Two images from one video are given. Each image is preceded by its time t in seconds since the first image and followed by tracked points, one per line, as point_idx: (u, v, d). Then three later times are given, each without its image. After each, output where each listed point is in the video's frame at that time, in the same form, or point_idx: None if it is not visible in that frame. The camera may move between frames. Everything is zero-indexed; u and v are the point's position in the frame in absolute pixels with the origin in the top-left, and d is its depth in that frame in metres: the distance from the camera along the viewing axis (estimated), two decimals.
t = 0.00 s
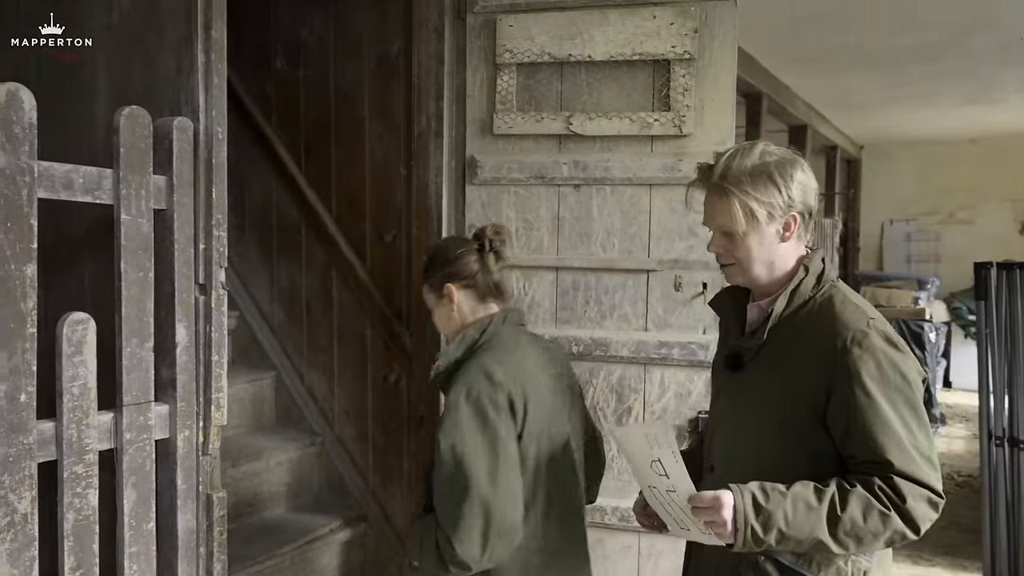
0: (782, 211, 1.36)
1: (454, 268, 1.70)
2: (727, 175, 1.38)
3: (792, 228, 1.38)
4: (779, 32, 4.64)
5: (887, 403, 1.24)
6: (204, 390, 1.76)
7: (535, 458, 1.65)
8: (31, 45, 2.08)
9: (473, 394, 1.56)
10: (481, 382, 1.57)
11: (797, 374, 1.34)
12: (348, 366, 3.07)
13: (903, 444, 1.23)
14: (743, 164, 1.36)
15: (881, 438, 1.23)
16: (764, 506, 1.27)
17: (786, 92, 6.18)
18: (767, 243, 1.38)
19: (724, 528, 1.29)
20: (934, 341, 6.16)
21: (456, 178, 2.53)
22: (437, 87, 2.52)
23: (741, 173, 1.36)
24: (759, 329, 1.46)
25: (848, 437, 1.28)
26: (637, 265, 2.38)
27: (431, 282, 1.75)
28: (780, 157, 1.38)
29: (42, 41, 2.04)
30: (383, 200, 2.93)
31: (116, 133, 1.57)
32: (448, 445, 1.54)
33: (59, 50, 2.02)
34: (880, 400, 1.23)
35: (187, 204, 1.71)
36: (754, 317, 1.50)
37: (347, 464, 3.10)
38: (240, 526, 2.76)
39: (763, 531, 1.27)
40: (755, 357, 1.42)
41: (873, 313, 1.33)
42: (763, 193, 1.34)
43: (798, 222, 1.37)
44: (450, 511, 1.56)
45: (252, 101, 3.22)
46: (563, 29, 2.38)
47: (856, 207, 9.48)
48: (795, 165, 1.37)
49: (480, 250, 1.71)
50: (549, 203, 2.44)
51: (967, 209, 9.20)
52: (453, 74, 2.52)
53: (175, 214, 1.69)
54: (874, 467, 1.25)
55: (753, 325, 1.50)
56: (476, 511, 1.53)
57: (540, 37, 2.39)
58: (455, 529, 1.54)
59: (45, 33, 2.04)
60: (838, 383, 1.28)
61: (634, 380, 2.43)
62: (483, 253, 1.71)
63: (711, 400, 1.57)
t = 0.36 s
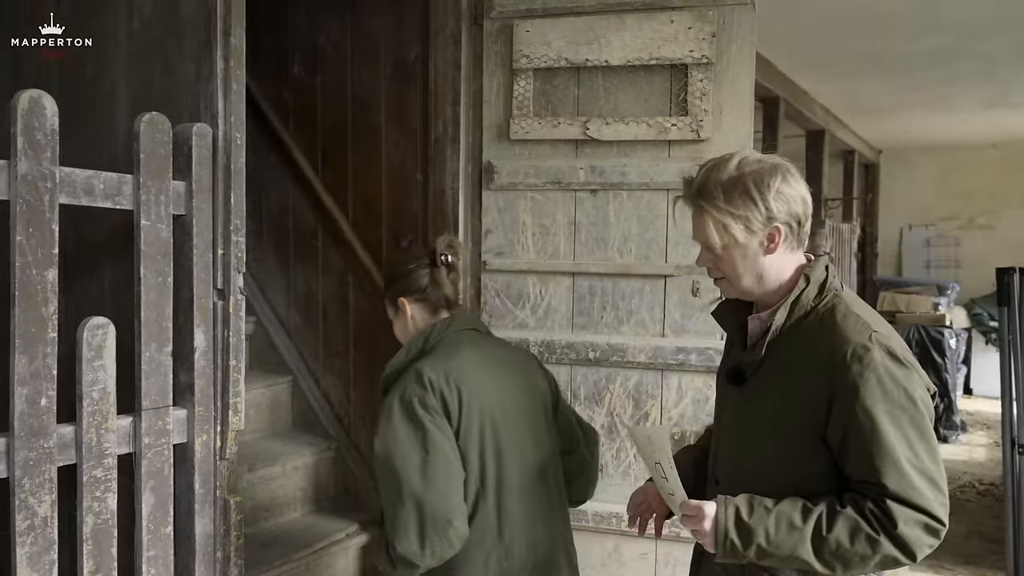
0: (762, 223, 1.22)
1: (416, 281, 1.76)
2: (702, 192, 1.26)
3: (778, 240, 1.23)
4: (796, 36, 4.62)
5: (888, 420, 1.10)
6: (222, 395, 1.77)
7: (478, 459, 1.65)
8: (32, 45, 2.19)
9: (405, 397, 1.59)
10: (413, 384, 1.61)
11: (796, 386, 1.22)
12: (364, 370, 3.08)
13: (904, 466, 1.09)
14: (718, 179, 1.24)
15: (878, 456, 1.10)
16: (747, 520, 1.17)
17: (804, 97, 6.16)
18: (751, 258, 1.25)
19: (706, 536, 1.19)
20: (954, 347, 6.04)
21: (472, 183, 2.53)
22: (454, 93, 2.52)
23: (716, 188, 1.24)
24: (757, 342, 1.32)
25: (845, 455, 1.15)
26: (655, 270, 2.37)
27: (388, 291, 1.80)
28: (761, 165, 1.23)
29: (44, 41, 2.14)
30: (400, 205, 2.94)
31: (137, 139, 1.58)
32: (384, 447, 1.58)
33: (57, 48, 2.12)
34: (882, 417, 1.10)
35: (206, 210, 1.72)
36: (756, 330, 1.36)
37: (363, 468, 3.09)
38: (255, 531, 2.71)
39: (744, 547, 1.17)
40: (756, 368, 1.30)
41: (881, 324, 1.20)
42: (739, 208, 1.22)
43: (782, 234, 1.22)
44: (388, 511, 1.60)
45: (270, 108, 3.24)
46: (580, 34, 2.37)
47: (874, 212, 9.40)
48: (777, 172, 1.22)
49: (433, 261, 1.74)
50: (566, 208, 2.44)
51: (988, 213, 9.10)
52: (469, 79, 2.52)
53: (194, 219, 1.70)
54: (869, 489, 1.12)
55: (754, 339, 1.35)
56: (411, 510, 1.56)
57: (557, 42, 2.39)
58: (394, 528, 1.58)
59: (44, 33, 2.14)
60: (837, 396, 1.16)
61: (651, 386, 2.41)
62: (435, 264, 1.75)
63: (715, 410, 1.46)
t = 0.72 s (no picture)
0: (710, 236, 1.25)
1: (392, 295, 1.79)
2: (653, 211, 1.30)
3: (728, 252, 1.26)
4: (807, 41, 4.62)
5: (840, 426, 1.11)
6: (235, 401, 1.77)
7: (442, 459, 1.73)
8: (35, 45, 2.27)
9: (372, 402, 1.66)
10: (380, 391, 1.68)
11: (755, 393, 1.23)
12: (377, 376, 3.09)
13: (853, 472, 1.10)
14: (666, 197, 1.28)
15: (827, 462, 1.11)
16: (702, 522, 1.22)
17: (815, 102, 6.14)
18: (704, 271, 1.28)
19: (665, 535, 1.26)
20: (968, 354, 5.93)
21: (484, 189, 2.53)
22: (466, 100, 2.53)
23: (663, 207, 1.28)
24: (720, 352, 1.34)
25: (800, 460, 1.16)
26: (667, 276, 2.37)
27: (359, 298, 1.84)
28: (707, 182, 1.27)
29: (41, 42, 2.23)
30: (412, 212, 2.95)
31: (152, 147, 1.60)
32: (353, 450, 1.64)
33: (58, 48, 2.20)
34: (832, 423, 1.11)
35: (220, 217, 1.73)
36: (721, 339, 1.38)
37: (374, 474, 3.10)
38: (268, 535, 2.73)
39: (697, 546, 1.22)
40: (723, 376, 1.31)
41: (838, 330, 1.20)
42: (685, 224, 1.25)
43: (732, 245, 1.25)
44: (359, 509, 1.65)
45: (282, 114, 3.25)
46: (592, 41, 2.37)
47: (887, 217, 9.36)
48: (722, 187, 1.25)
49: (408, 282, 1.79)
50: (578, 214, 2.44)
51: (1002, 219, 9.03)
52: (481, 86, 2.53)
53: (209, 226, 1.71)
54: (821, 494, 1.13)
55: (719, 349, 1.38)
56: (383, 504, 1.63)
57: (569, 49, 2.39)
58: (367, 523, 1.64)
59: (45, 33, 2.22)
60: (790, 402, 1.17)
61: (663, 393, 2.41)
62: (410, 286, 1.80)
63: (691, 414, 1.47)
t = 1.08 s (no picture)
0: (662, 234, 1.33)
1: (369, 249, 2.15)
2: (610, 213, 1.39)
3: (680, 248, 1.34)
4: (819, 48, 4.60)
5: (788, 406, 1.20)
6: (249, 407, 1.78)
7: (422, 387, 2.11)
8: (32, 45, 2.36)
9: (363, 336, 2.00)
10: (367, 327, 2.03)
11: (711, 380, 1.31)
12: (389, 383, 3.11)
13: (802, 449, 1.19)
14: (622, 198, 1.37)
15: (777, 439, 1.20)
16: (660, 501, 1.29)
17: (828, 107, 6.10)
18: (659, 267, 1.36)
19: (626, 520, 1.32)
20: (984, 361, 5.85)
21: (497, 196, 2.54)
22: (479, 107, 2.53)
23: (619, 208, 1.37)
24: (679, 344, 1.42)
25: (752, 440, 1.24)
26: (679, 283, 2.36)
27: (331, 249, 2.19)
28: (658, 184, 1.36)
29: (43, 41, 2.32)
30: (424, 219, 2.94)
31: (168, 155, 1.61)
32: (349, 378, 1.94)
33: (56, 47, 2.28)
34: (782, 403, 1.20)
35: (235, 224, 1.74)
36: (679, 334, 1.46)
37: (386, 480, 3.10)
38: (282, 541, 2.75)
39: (655, 525, 1.29)
40: (683, 367, 1.38)
41: (784, 318, 1.30)
42: (639, 222, 1.34)
43: (682, 241, 1.33)
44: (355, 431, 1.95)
45: (295, 121, 3.26)
46: (605, 48, 2.38)
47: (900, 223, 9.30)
48: (671, 188, 1.34)
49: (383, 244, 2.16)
50: (590, 221, 2.44)
51: (1017, 225, 8.95)
52: (494, 93, 2.53)
53: (223, 233, 1.72)
54: (772, 469, 1.22)
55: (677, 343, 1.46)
56: (381, 425, 1.94)
57: (581, 57, 2.40)
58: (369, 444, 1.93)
59: (44, 33, 2.31)
60: (743, 386, 1.25)
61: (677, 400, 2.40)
62: (383, 246, 2.16)
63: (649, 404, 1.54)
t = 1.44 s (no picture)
0: (648, 245, 1.34)
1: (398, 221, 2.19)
2: (598, 225, 1.40)
3: (667, 259, 1.34)
4: (834, 54, 4.59)
5: (756, 422, 1.18)
6: (268, 416, 1.80)
7: (435, 372, 2.15)
8: (31, 44, 2.51)
9: (382, 317, 2.05)
10: (386, 307, 2.06)
11: (686, 392, 1.29)
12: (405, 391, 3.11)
13: (770, 465, 1.17)
14: (608, 211, 1.39)
15: (745, 454, 1.18)
16: (632, 513, 1.29)
17: (845, 114, 6.07)
18: (648, 279, 1.36)
19: (598, 530, 1.33)
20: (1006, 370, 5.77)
21: (513, 205, 2.55)
22: (495, 116, 2.54)
23: (606, 222, 1.38)
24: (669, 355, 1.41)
25: (724, 454, 1.23)
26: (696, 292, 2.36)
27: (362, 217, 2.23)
28: (644, 197, 1.37)
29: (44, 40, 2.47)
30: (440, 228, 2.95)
31: (189, 165, 1.62)
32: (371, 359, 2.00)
33: (55, 46, 2.43)
34: (750, 419, 1.18)
35: (254, 234, 1.76)
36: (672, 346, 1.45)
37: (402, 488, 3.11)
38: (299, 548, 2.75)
39: (626, 537, 1.29)
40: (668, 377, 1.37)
41: (764, 329, 1.27)
42: (625, 234, 1.35)
43: (668, 252, 1.33)
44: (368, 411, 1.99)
45: (313, 131, 3.28)
46: (621, 57, 2.38)
47: (918, 230, 9.23)
48: (657, 200, 1.35)
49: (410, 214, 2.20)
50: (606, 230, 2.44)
51: None
52: (510, 103, 2.54)
53: (242, 242, 1.73)
54: (741, 485, 1.20)
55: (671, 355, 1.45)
56: (394, 413, 1.99)
57: (597, 65, 2.40)
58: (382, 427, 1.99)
59: (45, 33, 2.47)
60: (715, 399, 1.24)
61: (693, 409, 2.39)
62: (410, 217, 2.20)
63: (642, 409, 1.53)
